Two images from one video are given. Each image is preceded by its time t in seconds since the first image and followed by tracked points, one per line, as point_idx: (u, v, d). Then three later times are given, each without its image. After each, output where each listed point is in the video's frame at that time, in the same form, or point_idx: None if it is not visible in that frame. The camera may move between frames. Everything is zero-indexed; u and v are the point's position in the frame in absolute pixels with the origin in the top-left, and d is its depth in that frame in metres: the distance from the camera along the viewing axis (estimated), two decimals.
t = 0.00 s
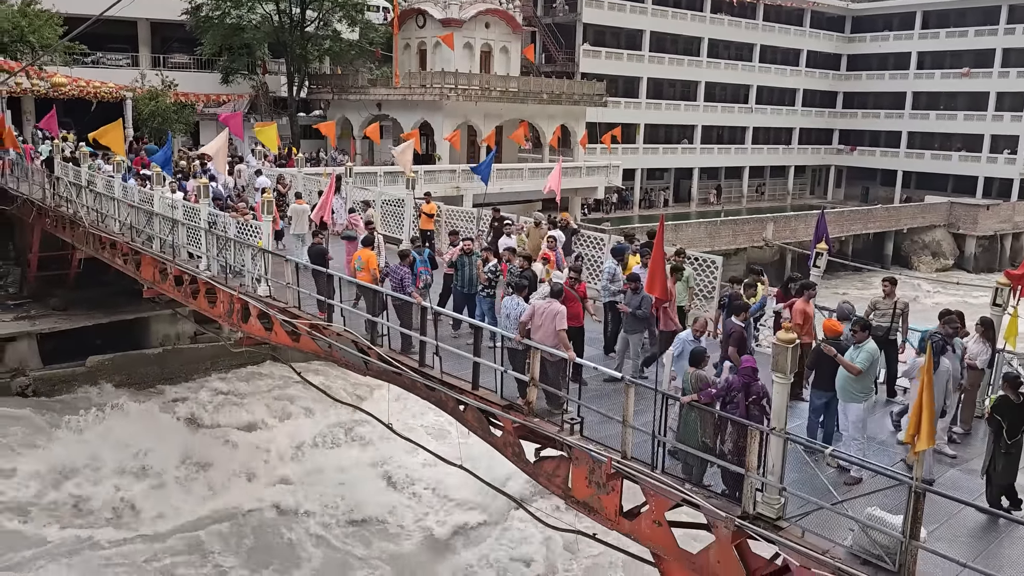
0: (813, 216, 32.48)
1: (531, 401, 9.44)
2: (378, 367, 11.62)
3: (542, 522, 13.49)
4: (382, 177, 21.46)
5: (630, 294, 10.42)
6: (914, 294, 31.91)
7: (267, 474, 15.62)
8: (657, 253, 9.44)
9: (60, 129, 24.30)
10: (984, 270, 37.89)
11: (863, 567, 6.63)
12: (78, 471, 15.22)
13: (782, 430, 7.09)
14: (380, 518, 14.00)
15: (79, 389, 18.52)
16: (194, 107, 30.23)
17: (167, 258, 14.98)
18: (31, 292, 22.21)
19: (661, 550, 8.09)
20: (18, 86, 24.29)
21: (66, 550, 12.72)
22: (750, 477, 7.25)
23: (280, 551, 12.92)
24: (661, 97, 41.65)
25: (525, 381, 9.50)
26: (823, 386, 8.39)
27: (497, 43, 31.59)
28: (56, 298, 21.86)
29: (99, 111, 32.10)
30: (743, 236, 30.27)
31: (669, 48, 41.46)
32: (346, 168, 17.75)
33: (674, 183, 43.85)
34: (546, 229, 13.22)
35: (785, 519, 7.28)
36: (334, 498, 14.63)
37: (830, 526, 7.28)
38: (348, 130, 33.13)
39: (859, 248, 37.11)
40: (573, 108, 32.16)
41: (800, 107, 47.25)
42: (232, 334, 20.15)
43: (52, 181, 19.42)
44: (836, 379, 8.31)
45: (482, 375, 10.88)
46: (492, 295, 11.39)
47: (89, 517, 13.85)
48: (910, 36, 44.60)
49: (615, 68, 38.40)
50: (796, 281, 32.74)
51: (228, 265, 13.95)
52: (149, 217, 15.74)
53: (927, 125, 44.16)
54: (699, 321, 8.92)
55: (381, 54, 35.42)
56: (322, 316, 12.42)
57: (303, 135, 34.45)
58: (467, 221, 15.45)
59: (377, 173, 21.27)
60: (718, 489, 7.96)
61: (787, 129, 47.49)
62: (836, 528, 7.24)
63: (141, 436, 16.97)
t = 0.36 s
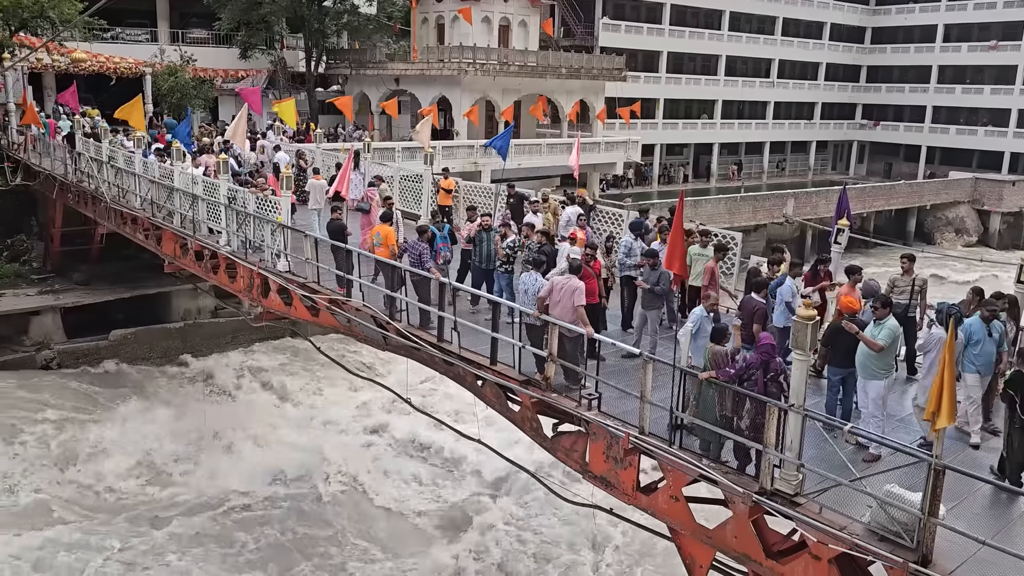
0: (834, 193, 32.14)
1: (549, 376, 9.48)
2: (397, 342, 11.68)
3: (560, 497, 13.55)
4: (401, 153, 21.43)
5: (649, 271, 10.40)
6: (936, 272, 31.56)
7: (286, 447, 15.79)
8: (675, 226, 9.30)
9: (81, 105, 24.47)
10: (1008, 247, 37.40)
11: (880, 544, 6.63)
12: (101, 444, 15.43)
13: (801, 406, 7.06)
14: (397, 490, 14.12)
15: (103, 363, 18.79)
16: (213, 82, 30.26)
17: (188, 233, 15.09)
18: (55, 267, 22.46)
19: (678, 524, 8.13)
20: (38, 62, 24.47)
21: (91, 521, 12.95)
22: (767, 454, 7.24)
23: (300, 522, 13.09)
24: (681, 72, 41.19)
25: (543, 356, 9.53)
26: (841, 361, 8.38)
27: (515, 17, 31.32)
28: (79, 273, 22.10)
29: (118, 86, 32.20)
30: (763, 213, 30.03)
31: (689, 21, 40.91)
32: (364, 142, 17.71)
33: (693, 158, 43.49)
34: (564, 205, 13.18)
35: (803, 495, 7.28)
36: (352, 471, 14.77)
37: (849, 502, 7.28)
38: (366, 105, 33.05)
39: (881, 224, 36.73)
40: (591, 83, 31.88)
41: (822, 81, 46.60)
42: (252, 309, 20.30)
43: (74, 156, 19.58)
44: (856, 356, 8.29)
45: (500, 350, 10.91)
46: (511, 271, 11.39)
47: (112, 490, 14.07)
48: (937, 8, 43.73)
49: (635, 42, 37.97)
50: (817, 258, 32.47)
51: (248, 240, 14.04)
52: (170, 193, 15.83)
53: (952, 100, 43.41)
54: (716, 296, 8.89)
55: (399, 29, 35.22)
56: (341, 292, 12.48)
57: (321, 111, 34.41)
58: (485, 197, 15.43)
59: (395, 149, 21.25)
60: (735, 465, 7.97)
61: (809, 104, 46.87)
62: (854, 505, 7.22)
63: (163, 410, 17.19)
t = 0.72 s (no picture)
0: (862, 170, 31.69)
1: (572, 353, 9.50)
2: (420, 319, 11.73)
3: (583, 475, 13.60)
4: (424, 130, 21.40)
5: (673, 248, 10.36)
6: (966, 250, 31.08)
7: (309, 423, 15.95)
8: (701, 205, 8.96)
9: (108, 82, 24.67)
10: None
11: (905, 523, 6.60)
12: (127, 417, 15.68)
13: (826, 385, 7.01)
14: (418, 467, 14.23)
15: (131, 336, 19.16)
16: (237, 59, 30.32)
17: (214, 210, 15.21)
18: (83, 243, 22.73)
19: (700, 502, 8.15)
20: (65, 40, 24.63)
21: (118, 493, 13.19)
22: (791, 432, 7.21)
23: (322, 497, 13.24)
24: (708, 47, 40.65)
25: (566, 334, 9.54)
26: (867, 339, 8.31)
27: None
28: (107, 249, 22.35)
29: (144, 63, 32.38)
30: (789, 190, 29.68)
31: None
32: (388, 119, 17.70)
33: (719, 135, 43.02)
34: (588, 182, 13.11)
35: (827, 474, 7.26)
36: (374, 447, 14.91)
37: (873, 481, 7.24)
38: (389, 81, 32.98)
39: (910, 202, 36.19)
40: (616, 59, 31.56)
41: (851, 56, 45.82)
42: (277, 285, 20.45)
43: (101, 134, 19.77)
44: (883, 335, 8.21)
45: (524, 327, 10.93)
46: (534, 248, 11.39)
47: (139, 463, 14.31)
48: None
49: (661, 17, 37.47)
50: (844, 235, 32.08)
51: (273, 217, 14.12)
52: (196, 170, 15.95)
53: (986, 75, 42.50)
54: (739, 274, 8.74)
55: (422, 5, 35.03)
56: (365, 269, 12.54)
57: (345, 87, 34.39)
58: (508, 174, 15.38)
59: (418, 126, 21.22)
60: (759, 444, 7.96)
61: (838, 79, 46.12)
62: (878, 484, 7.19)
63: (188, 384, 17.42)
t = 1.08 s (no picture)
0: (900, 150, 31.12)
1: (602, 333, 9.47)
2: (450, 298, 11.77)
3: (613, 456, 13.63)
4: (454, 109, 21.35)
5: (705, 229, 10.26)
6: (1006, 233, 30.47)
7: (339, 400, 16.10)
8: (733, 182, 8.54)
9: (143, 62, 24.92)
10: None
11: (939, 509, 6.52)
12: (161, 392, 15.91)
13: (860, 367, 6.93)
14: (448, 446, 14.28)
15: (167, 315, 19.45)
16: (269, 38, 30.44)
17: (246, 189, 15.34)
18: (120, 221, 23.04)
19: (730, 484, 8.11)
20: (101, 20, 24.89)
21: (153, 467, 13.39)
22: (824, 415, 7.14)
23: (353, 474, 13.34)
24: (742, 25, 40.03)
25: (596, 314, 9.53)
26: (901, 322, 8.21)
27: None
28: (142, 227, 22.67)
29: (178, 42, 32.67)
30: (824, 170, 29.25)
31: None
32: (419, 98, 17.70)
33: (753, 115, 42.46)
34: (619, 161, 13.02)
35: (860, 457, 7.19)
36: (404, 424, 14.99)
37: (906, 465, 7.16)
38: (420, 60, 32.96)
39: (949, 183, 35.51)
40: (649, 37, 31.20)
41: (890, 34, 44.87)
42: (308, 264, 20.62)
43: (136, 113, 19.99)
44: (919, 319, 8.10)
45: (554, 307, 10.93)
46: (565, 228, 11.35)
47: (173, 437, 14.51)
48: None
49: None
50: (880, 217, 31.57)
51: (304, 196, 14.21)
52: (229, 148, 16.08)
53: None
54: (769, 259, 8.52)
55: None
56: (396, 248, 12.59)
57: (376, 66, 34.41)
58: (539, 153, 15.29)
59: (449, 105, 21.16)
60: (790, 426, 7.89)
61: (875, 58, 45.23)
62: (912, 468, 7.11)
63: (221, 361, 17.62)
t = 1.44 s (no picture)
0: (948, 134, 30.39)
1: (639, 318, 9.43)
2: (487, 281, 11.78)
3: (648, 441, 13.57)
4: (492, 92, 21.30)
5: (744, 213, 10.15)
6: None
7: (375, 381, 16.22)
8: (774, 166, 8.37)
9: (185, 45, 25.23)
10: None
11: (982, 499, 6.41)
12: (203, 369, 16.15)
13: (903, 355, 6.80)
14: (484, 427, 14.35)
15: (207, 295, 19.78)
16: (309, 21, 30.61)
17: (286, 170, 15.49)
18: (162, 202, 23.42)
19: (767, 471, 8.03)
20: (144, 4, 25.26)
21: (196, 443, 13.64)
22: (864, 403, 7.04)
23: (389, 454, 13.49)
24: (785, 6, 39.29)
25: (633, 298, 9.48)
26: (946, 310, 8.07)
27: None
28: (183, 209, 23.02)
29: (219, 26, 33.01)
30: (868, 154, 28.70)
31: None
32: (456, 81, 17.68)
33: (795, 97, 41.71)
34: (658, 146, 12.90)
35: (901, 446, 7.09)
36: (440, 406, 15.09)
37: (949, 455, 7.05)
38: (458, 43, 32.91)
39: (998, 167, 34.61)
40: (690, 18, 30.76)
41: (939, 14, 43.71)
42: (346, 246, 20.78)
43: (178, 96, 20.26)
44: (965, 306, 7.92)
45: (590, 291, 10.89)
46: (602, 212, 11.29)
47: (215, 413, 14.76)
48: None
49: None
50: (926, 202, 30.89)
51: (343, 178, 14.31)
52: (269, 131, 16.24)
53: None
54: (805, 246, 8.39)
55: None
56: (433, 230, 12.63)
57: (415, 48, 34.42)
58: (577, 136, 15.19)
59: (486, 87, 21.11)
60: (829, 414, 7.79)
61: (924, 39, 44.11)
62: (955, 458, 6.99)
63: (260, 339, 17.84)
